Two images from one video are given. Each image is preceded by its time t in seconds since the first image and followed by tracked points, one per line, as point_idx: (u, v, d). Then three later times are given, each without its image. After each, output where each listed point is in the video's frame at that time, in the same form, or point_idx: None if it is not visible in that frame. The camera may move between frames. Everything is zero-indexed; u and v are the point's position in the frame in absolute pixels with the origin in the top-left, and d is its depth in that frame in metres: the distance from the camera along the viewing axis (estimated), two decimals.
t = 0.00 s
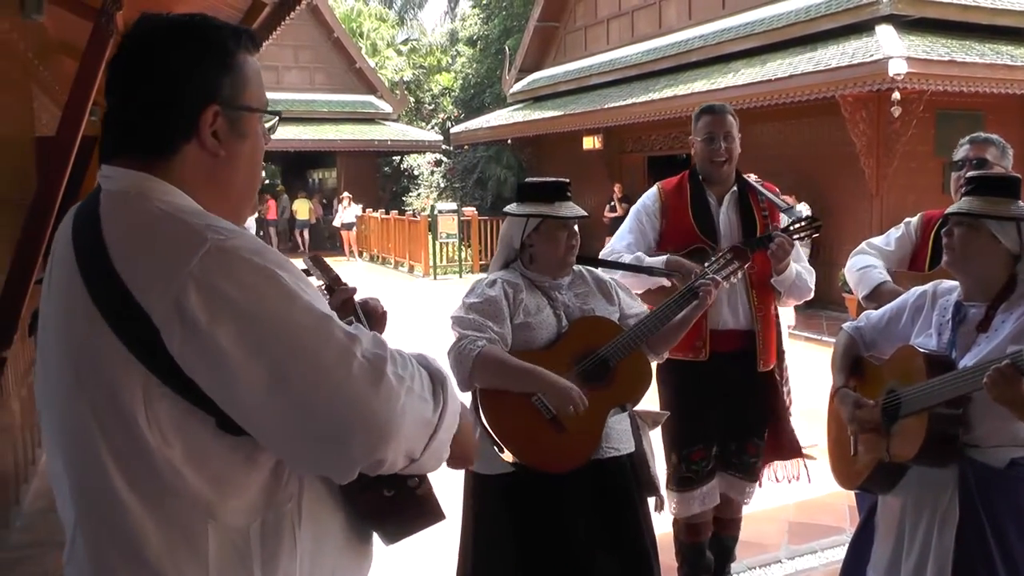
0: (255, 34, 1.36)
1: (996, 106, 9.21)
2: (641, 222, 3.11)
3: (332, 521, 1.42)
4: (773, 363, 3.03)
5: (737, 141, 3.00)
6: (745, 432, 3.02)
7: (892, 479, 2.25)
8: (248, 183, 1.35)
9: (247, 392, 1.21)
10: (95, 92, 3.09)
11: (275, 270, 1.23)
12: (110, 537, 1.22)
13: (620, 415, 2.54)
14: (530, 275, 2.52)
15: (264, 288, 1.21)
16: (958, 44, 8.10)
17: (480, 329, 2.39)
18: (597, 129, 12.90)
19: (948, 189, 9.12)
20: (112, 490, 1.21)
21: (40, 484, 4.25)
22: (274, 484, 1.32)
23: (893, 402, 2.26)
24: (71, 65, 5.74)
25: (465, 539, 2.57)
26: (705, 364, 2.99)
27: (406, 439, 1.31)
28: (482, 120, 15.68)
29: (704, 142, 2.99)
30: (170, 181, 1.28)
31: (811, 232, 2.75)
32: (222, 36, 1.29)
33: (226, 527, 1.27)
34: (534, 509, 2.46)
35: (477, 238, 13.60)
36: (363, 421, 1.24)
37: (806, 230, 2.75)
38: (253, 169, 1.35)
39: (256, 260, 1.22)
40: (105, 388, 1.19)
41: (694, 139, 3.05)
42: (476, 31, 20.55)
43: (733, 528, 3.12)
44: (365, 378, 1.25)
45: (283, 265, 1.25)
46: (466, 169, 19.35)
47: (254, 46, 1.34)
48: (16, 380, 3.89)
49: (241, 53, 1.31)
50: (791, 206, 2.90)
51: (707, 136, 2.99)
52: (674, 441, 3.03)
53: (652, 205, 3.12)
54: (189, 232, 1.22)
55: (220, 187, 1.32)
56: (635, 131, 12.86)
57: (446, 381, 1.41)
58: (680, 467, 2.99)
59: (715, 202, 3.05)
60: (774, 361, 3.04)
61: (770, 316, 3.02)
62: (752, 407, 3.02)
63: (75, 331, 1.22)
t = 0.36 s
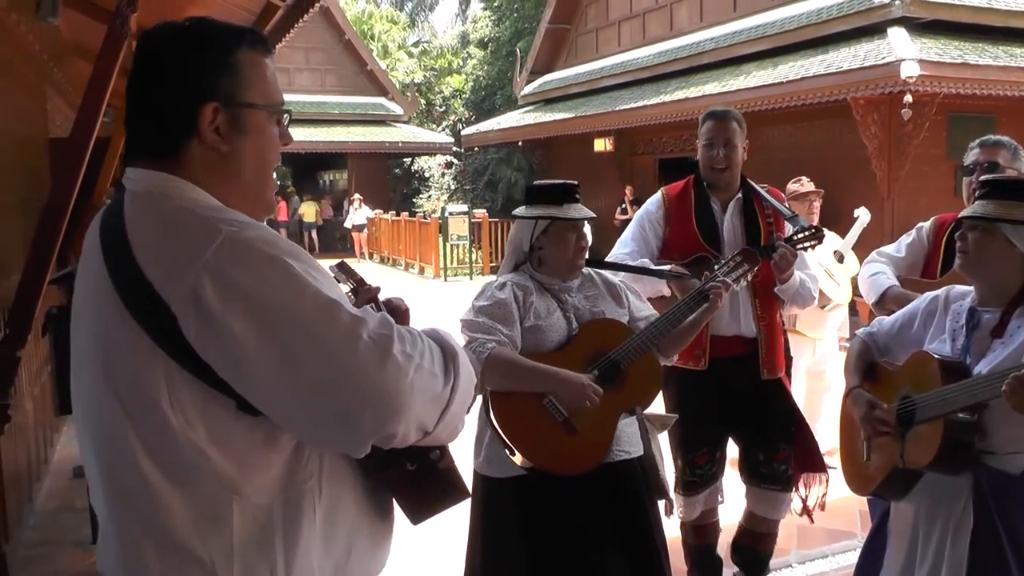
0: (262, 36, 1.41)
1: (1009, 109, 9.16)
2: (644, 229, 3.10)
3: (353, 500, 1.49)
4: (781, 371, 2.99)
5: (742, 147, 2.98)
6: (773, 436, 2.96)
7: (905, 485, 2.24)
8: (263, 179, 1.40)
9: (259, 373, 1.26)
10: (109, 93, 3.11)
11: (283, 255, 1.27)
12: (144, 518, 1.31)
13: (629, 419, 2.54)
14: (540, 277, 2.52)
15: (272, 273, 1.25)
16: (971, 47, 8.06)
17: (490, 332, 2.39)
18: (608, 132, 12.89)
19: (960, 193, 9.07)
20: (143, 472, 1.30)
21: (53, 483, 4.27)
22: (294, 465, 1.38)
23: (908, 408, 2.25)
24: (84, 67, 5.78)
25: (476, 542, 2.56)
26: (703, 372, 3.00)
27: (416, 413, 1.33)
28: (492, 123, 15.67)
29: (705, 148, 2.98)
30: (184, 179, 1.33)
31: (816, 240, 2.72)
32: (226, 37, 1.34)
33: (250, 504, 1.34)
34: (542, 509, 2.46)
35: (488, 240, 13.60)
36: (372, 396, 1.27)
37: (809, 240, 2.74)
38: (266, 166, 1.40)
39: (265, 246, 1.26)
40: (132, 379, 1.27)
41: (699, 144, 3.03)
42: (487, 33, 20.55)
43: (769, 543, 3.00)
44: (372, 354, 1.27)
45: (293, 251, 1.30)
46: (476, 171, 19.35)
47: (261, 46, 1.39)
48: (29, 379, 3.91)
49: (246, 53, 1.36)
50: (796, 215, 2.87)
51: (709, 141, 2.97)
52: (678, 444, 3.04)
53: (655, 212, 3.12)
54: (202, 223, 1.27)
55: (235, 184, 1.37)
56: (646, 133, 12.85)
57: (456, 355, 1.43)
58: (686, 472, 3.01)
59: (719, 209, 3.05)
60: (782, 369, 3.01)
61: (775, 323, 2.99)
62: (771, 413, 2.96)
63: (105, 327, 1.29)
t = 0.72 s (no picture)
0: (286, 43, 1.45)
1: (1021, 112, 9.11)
2: (656, 234, 3.12)
3: (382, 482, 1.50)
4: (790, 374, 2.98)
5: (754, 148, 2.96)
6: (781, 440, 2.94)
7: (918, 490, 2.23)
8: (291, 181, 1.44)
9: (292, 362, 1.30)
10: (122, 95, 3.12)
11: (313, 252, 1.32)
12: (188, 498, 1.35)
13: (641, 420, 2.54)
14: (550, 279, 2.53)
15: (303, 270, 1.29)
16: (983, 50, 8.03)
17: (500, 330, 2.38)
18: (618, 135, 12.88)
19: (972, 196, 9.03)
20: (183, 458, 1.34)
21: (64, 483, 4.28)
22: (326, 448, 1.42)
23: (920, 413, 2.24)
24: (96, 68, 5.81)
25: (485, 542, 2.56)
26: (715, 373, 2.99)
27: (440, 399, 1.37)
28: (503, 125, 15.68)
29: (727, 151, 2.95)
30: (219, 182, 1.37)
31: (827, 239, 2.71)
32: (253, 49, 1.38)
33: (286, 484, 1.37)
34: (552, 508, 2.46)
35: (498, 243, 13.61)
36: (400, 384, 1.31)
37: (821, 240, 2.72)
38: (294, 167, 1.44)
39: (295, 242, 1.31)
40: (175, 370, 1.32)
41: (710, 147, 3.03)
42: (498, 36, 20.56)
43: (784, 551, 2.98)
44: (398, 343, 1.31)
45: (322, 248, 1.34)
46: (486, 174, 19.36)
47: (286, 54, 1.43)
48: (41, 379, 3.92)
49: (273, 62, 1.39)
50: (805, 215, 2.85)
51: (729, 145, 2.94)
52: (688, 446, 3.03)
53: (666, 216, 3.13)
54: (235, 224, 1.32)
55: (262, 184, 1.40)
56: (656, 136, 12.82)
57: (475, 343, 1.47)
58: (695, 474, 3.00)
59: (730, 211, 3.04)
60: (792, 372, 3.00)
61: (786, 325, 2.98)
62: (782, 416, 2.95)
63: (147, 323, 1.34)
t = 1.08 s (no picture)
0: (308, 50, 1.45)
1: None
2: (664, 235, 3.13)
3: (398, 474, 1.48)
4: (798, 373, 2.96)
5: (759, 146, 2.95)
6: (787, 439, 2.93)
7: (929, 489, 2.21)
8: (312, 184, 1.44)
9: (311, 359, 1.30)
10: (129, 97, 3.13)
11: (335, 254, 1.32)
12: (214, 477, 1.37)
13: (649, 421, 2.52)
14: (562, 279, 2.54)
15: (323, 271, 1.30)
16: (992, 48, 8.00)
17: (508, 329, 2.39)
18: (625, 135, 12.88)
19: (980, 195, 9.00)
20: (211, 448, 1.36)
21: (73, 481, 4.30)
22: (346, 439, 1.41)
23: (929, 412, 2.23)
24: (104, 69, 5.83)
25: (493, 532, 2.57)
26: (724, 373, 2.99)
27: (455, 394, 1.37)
28: (510, 125, 15.68)
29: (734, 151, 2.95)
30: (242, 186, 1.38)
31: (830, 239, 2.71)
32: (274, 57, 1.38)
33: (305, 471, 1.37)
34: (559, 503, 2.46)
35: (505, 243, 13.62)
36: (415, 384, 1.32)
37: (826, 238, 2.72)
38: (315, 170, 1.44)
39: (314, 244, 1.31)
40: (204, 365, 1.34)
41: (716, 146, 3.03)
42: (505, 35, 20.56)
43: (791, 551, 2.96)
44: (415, 343, 1.31)
45: (342, 249, 1.34)
46: (494, 173, 19.36)
47: (308, 61, 1.43)
48: (51, 379, 3.94)
49: (294, 71, 1.40)
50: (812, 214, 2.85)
51: (737, 145, 2.94)
52: (694, 447, 3.04)
53: (673, 216, 3.13)
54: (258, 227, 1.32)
55: (284, 186, 1.41)
56: (664, 136, 12.80)
57: (488, 342, 1.46)
58: (702, 474, 3.00)
59: (737, 210, 3.04)
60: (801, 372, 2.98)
61: (794, 326, 2.98)
62: (788, 415, 2.95)
63: (178, 319, 1.36)
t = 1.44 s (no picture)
0: (307, 52, 1.44)
1: None
2: (666, 234, 3.10)
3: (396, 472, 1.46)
4: (801, 371, 2.97)
5: (760, 145, 2.96)
6: (790, 437, 2.93)
7: (933, 488, 2.21)
8: (316, 187, 1.43)
9: (295, 355, 1.29)
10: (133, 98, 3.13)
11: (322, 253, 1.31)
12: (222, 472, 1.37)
13: (658, 417, 2.51)
14: (571, 275, 2.55)
15: (309, 269, 1.29)
16: (995, 45, 7.98)
17: (519, 324, 2.42)
18: (628, 133, 12.87)
19: (984, 192, 8.98)
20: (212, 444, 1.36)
21: (77, 481, 4.31)
22: (342, 437, 1.39)
23: (932, 410, 2.22)
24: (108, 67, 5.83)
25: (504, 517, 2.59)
26: (729, 372, 2.98)
27: (437, 393, 1.34)
28: (513, 123, 15.67)
29: (732, 151, 2.95)
30: (238, 187, 1.38)
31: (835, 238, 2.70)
32: (269, 58, 1.38)
33: (301, 466, 1.36)
34: (565, 497, 2.47)
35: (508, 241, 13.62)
36: (397, 382, 1.30)
37: (832, 236, 2.71)
38: (317, 170, 1.42)
39: (300, 242, 1.31)
40: (201, 361, 1.35)
41: (716, 145, 3.02)
42: (508, 33, 20.54)
43: (794, 549, 2.96)
44: (397, 341, 1.29)
45: (330, 248, 1.33)
46: (497, 172, 19.34)
47: (306, 62, 1.42)
48: (55, 379, 3.94)
49: (290, 73, 1.39)
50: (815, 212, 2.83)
51: (735, 144, 2.95)
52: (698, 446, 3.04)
53: (676, 214, 3.11)
54: (248, 226, 1.33)
55: (284, 187, 1.40)
56: (667, 133, 12.79)
57: (478, 341, 1.43)
58: (706, 472, 3.00)
59: (740, 209, 3.03)
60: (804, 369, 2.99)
61: (797, 323, 2.97)
62: (792, 413, 2.94)
63: (181, 316, 1.37)
